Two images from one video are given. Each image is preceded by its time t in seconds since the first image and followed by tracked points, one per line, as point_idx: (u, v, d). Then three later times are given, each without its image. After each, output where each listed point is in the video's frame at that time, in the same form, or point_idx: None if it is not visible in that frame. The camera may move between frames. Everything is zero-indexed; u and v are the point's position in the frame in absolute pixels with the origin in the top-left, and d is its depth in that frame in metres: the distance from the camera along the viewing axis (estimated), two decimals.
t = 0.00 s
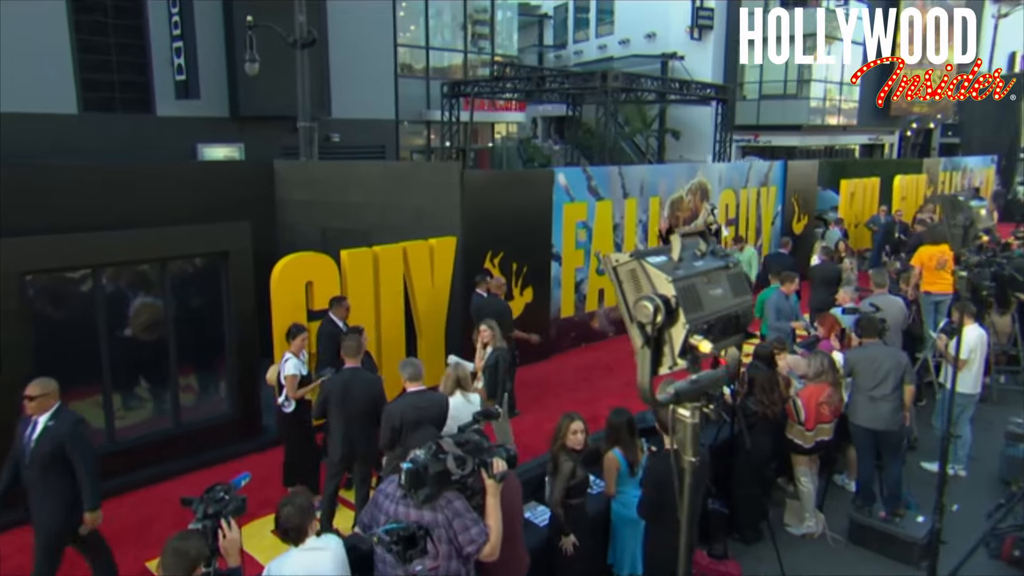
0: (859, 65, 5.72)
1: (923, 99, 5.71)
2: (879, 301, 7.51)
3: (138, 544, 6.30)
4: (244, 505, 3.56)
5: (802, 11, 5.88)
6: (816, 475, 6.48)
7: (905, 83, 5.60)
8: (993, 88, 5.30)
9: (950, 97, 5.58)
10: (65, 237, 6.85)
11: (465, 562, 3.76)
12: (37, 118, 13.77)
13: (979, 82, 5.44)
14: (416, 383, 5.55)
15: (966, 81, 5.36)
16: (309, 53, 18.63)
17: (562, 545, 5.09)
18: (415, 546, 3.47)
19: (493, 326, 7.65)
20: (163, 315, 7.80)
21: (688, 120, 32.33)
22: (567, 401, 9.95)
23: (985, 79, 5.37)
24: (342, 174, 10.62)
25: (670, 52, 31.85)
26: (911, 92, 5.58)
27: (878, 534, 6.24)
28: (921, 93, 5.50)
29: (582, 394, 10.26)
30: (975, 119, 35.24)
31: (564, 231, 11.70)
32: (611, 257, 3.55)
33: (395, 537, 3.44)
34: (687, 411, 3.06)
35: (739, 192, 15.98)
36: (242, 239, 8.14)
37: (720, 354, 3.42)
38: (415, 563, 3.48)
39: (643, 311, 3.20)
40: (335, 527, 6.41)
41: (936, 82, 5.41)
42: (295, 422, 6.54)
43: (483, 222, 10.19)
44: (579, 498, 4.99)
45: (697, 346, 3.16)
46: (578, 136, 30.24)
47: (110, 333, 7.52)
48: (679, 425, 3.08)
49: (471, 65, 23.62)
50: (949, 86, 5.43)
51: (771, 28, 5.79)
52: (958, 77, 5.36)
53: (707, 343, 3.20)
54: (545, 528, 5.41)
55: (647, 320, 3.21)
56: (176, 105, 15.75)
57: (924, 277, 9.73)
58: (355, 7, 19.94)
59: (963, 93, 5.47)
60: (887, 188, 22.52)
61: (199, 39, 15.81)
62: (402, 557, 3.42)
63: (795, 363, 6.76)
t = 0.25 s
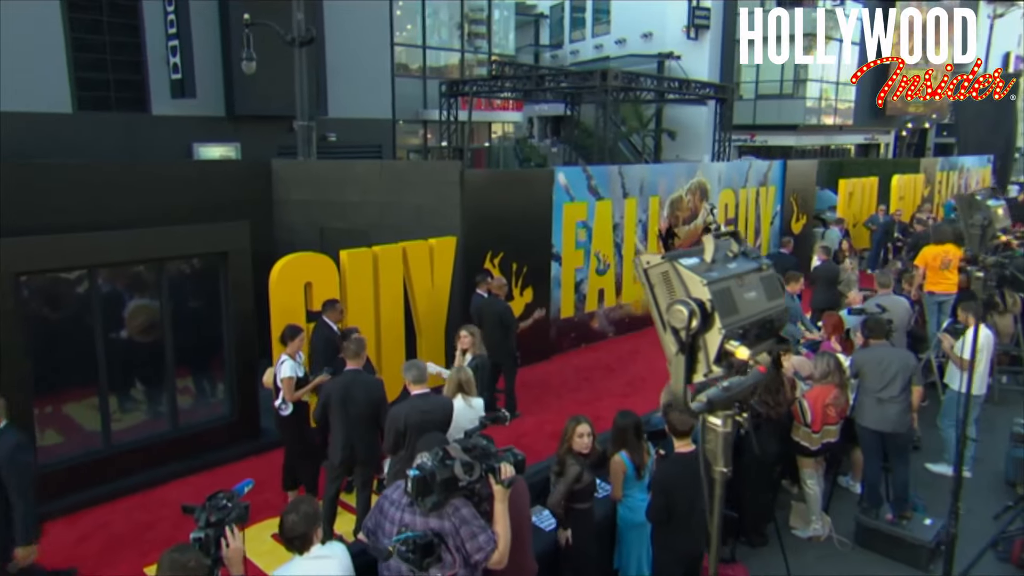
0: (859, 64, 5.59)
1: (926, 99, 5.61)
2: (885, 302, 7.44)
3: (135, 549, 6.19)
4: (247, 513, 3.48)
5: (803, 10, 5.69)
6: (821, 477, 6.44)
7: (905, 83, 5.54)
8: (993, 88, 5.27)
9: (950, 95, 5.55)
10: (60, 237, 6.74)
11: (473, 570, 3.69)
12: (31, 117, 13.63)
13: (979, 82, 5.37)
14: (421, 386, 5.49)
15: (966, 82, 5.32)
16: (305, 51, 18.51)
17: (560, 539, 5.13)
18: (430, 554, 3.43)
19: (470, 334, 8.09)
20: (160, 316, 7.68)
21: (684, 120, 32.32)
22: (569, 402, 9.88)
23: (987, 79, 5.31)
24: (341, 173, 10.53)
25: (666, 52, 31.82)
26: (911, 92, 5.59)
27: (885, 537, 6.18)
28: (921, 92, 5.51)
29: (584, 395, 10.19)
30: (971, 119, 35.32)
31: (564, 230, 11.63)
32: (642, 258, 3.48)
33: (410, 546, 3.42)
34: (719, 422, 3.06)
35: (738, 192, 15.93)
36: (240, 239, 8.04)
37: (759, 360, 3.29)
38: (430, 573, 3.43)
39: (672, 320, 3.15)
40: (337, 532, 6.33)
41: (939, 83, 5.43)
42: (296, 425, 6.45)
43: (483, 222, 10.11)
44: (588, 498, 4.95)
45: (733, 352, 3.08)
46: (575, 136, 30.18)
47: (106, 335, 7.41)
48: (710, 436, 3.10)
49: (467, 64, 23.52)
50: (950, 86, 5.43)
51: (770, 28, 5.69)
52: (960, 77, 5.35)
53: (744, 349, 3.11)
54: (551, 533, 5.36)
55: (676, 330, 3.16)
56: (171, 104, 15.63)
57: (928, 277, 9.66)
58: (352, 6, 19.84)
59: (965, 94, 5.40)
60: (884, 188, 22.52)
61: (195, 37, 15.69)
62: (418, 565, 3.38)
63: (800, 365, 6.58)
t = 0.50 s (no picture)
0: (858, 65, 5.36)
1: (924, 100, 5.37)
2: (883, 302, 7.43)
3: (125, 556, 6.06)
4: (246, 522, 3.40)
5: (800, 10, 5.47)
6: (821, 478, 6.41)
7: (904, 84, 5.19)
8: (994, 87, 4.94)
9: (950, 96, 5.23)
10: (49, 238, 6.61)
11: None
12: (18, 116, 13.44)
13: (979, 82, 5.03)
14: (420, 390, 5.40)
15: (965, 81, 5.00)
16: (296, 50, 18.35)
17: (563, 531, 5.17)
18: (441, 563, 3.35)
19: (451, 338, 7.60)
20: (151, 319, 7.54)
21: (675, 120, 32.35)
22: (565, 403, 9.82)
23: (988, 78, 4.98)
24: (334, 172, 10.41)
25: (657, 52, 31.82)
26: (910, 93, 5.20)
27: (886, 539, 6.16)
28: (921, 94, 5.14)
29: (580, 396, 10.13)
30: (959, 118, 35.54)
31: (559, 231, 11.57)
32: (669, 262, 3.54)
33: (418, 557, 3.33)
34: (746, 433, 2.95)
35: (732, 192, 15.93)
36: (233, 239, 7.93)
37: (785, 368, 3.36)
38: None
39: (703, 323, 3.12)
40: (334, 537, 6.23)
41: (940, 83, 5.07)
42: (291, 429, 6.36)
43: (478, 222, 10.03)
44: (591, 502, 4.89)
45: (767, 360, 3.16)
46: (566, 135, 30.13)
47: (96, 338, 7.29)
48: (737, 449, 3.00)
49: (459, 63, 23.42)
50: (950, 86, 5.08)
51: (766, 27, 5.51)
52: (960, 77, 5.01)
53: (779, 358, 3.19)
54: (554, 538, 5.35)
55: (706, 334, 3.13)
56: (160, 103, 15.46)
57: (924, 277, 9.63)
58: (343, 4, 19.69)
59: (965, 93, 5.08)
60: (875, 187, 22.59)
61: (184, 36, 15.53)
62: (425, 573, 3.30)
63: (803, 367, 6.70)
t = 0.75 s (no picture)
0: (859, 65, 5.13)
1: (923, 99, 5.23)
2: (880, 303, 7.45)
3: (116, 563, 5.96)
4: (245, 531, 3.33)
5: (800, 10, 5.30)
6: (820, 480, 6.39)
7: (904, 85, 4.97)
8: (995, 87, 4.77)
9: (950, 97, 5.05)
10: (38, 240, 6.49)
11: None
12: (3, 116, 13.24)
13: (979, 82, 4.86)
14: (418, 394, 5.27)
15: (967, 81, 4.80)
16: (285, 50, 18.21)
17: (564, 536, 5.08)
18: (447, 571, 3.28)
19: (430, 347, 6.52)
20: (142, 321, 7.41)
21: (665, 120, 32.41)
22: (561, 404, 9.77)
23: (988, 78, 4.83)
24: (326, 173, 10.31)
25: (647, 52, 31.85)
26: (910, 93, 4.98)
27: (886, 540, 6.16)
28: (922, 94, 4.91)
29: (576, 397, 10.08)
30: (946, 119, 35.81)
31: (553, 231, 11.52)
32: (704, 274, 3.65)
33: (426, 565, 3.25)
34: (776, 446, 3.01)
35: (725, 192, 15.93)
36: (225, 241, 7.82)
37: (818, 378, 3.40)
38: None
39: (737, 333, 3.20)
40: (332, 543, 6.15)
41: (941, 83, 4.85)
42: (284, 434, 6.24)
43: (472, 223, 9.96)
44: (592, 507, 4.83)
45: (802, 369, 3.15)
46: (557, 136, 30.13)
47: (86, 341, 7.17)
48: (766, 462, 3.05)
49: (449, 63, 23.31)
50: (950, 86, 4.88)
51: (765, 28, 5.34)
52: (960, 77, 4.82)
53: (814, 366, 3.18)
54: (555, 544, 5.30)
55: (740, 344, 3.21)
56: (149, 103, 15.31)
57: (920, 277, 9.77)
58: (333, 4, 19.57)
59: (964, 94, 4.92)
60: (866, 187, 22.69)
61: (173, 35, 15.38)
62: None
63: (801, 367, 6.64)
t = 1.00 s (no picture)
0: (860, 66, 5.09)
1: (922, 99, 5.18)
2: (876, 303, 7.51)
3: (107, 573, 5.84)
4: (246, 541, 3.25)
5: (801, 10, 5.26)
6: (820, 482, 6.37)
7: (904, 84, 4.96)
8: (995, 88, 4.72)
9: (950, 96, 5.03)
10: (26, 243, 6.35)
11: None
12: None
13: (978, 82, 4.82)
14: (415, 398, 5.20)
15: (966, 81, 4.77)
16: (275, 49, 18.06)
17: (564, 550, 4.92)
18: None
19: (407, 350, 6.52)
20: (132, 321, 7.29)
21: (655, 120, 32.44)
22: (556, 406, 9.72)
23: (988, 78, 4.78)
24: (318, 173, 10.21)
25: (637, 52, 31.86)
26: (910, 93, 4.97)
27: (885, 542, 6.15)
28: (921, 94, 4.90)
29: (571, 399, 10.03)
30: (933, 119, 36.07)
31: (547, 232, 11.47)
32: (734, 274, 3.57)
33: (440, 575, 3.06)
34: (808, 459, 3.03)
35: (717, 192, 15.94)
36: (217, 243, 7.71)
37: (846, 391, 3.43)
38: None
39: (773, 341, 3.18)
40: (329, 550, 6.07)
41: (941, 83, 4.82)
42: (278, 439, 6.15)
43: (466, 223, 9.89)
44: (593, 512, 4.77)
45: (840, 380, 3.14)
46: (547, 136, 30.09)
47: (75, 345, 7.03)
48: (795, 475, 3.07)
49: (440, 63, 23.22)
50: (949, 86, 4.85)
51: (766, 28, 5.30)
52: (960, 77, 4.79)
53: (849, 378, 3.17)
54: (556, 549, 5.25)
55: (775, 352, 3.20)
56: (136, 102, 15.12)
57: (913, 277, 9.77)
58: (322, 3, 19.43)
59: (964, 94, 4.88)
60: (855, 187, 22.79)
61: (161, 34, 15.20)
62: None
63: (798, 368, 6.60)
